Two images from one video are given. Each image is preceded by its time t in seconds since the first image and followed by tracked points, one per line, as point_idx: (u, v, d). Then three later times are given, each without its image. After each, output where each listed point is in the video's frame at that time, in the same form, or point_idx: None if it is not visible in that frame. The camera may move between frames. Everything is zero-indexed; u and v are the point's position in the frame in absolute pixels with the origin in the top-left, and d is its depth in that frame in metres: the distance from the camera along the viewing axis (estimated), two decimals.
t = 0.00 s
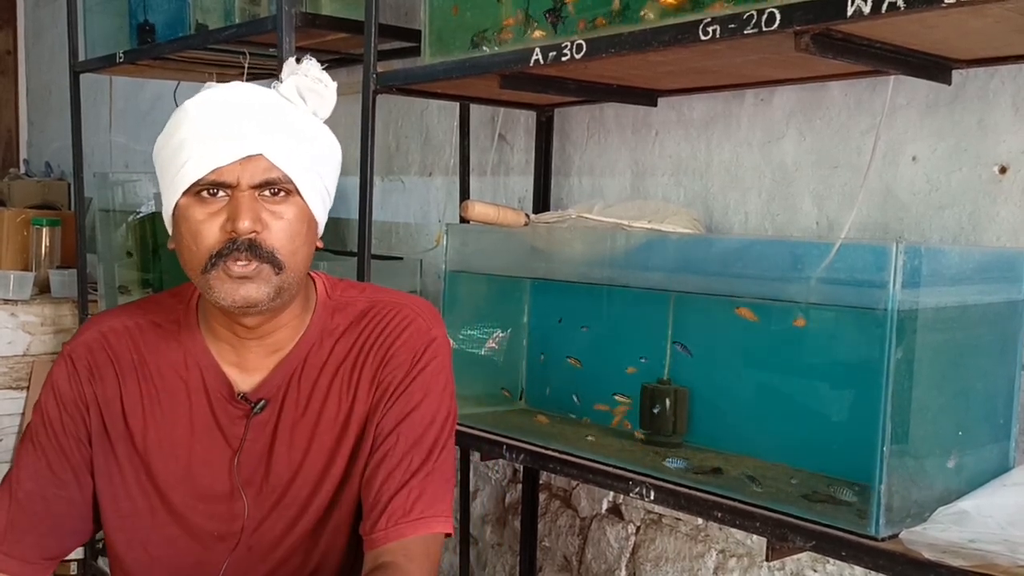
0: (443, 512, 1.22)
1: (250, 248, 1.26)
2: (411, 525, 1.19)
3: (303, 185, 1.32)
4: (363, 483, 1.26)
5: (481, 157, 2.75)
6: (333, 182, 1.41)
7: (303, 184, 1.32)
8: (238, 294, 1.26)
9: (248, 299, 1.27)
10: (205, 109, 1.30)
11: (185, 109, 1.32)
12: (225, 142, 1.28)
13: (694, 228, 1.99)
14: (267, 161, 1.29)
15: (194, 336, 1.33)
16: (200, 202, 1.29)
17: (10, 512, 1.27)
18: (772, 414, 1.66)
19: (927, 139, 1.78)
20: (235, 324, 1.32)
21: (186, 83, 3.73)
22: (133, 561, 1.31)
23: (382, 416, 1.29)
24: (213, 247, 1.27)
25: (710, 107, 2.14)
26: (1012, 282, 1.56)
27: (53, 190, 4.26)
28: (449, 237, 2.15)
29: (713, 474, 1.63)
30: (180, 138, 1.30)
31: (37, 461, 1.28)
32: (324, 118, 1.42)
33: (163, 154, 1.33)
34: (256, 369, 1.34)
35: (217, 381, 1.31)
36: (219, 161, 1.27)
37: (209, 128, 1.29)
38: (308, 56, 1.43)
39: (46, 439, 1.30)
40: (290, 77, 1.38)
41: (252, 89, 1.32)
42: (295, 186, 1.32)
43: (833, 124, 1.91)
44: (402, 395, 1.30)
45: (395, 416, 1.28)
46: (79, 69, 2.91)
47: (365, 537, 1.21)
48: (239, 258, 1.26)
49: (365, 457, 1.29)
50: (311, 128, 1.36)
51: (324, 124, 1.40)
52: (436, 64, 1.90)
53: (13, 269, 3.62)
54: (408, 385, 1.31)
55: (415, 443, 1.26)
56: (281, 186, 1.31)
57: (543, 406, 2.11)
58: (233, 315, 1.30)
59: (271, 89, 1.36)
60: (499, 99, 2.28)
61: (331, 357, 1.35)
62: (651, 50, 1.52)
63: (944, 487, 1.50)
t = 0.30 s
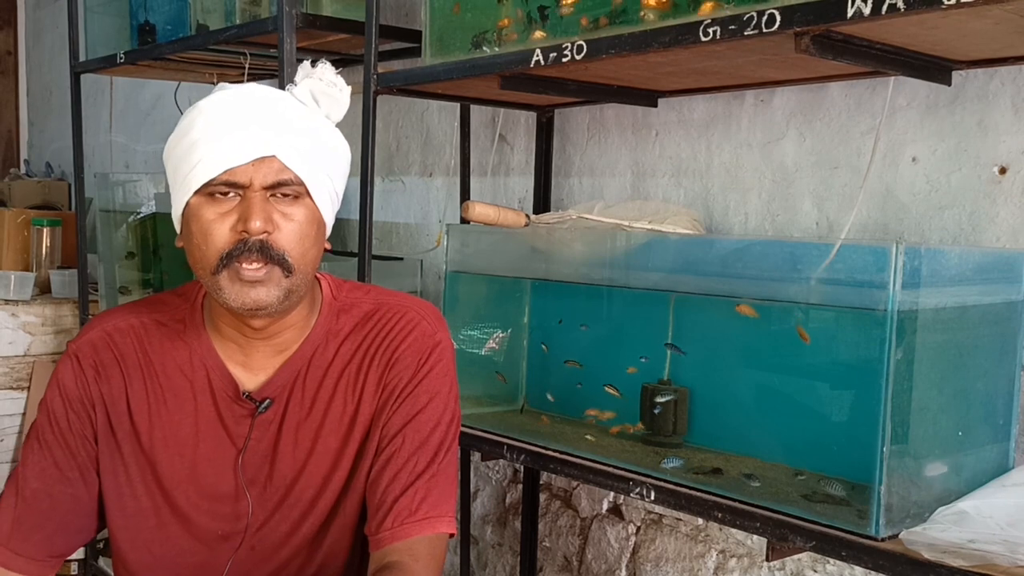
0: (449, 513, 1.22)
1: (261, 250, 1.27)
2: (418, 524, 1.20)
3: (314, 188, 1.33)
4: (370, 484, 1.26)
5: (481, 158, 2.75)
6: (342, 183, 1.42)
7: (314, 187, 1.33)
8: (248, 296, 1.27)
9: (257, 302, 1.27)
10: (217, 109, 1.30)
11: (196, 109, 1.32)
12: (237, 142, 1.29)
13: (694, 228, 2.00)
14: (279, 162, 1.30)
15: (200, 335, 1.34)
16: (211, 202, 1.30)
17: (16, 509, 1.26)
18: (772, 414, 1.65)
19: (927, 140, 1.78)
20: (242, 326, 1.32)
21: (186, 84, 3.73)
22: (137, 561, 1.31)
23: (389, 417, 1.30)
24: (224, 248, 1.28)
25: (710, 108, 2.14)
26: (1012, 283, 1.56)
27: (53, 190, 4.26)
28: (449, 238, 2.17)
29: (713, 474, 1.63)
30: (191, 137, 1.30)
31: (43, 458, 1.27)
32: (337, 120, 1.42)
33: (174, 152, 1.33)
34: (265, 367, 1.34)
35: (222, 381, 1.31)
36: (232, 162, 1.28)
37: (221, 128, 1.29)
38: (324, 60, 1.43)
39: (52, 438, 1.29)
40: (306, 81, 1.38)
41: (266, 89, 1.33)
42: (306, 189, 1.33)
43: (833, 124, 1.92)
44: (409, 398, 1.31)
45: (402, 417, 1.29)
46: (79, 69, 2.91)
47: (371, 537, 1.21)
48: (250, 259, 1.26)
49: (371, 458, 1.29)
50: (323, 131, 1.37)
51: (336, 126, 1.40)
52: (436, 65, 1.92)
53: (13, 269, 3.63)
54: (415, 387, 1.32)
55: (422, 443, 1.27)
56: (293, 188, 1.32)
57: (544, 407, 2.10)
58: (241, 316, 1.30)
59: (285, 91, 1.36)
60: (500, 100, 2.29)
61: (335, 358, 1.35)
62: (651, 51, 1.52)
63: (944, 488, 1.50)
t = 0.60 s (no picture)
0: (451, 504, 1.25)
1: (260, 226, 1.27)
2: (425, 514, 1.22)
3: (312, 174, 1.35)
4: (371, 475, 1.28)
5: (481, 158, 2.75)
6: (337, 173, 1.43)
7: (312, 173, 1.35)
8: (246, 278, 1.27)
9: (254, 284, 1.27)
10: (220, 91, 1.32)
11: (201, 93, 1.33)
12: (240, 122, 1.30)
13: (693, 228, 2.00)
14: (278, 144, 1.32)
15: (197, 327, 1.34)
16: (211, 182, 1.31)
17: (20, 502, 1.27)
18: (772, 415, 1.65)
19: (926, 140, 1.78)
20: (239, 311, 1.33)
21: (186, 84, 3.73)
22: (138, 553, 1.31)
23: (388, 412, 1.30)
24: (223, 226, 1.29)
25: (710, 108, 2.14)
26: (1009, 283, 1.57)
27: (53, 190, 4.26)
28: (449, 237, 2.17)
29: (711, 474, 1.64)
30: (194, 120, 1.32)
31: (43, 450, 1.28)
32: (333, 111, 1.45)
33: (178, 134, 1.34)
34: (256, 357, 1.35)
35: (218, 369, 1.32)
36: (234, 142, 1.29)
37: (224, 110, 1.30)
38: (324, 52, 1.45)
39: (53, 431, 1.30)
40: (305, 71, 1.40)
41: (269, 76, 1.34)
42: (304, 172, 1.34)
43: (833, 124, 1.92)
44: (408, 393, 1.31)
45: (402, 412, 1.30)
46: (79, 70, 2.92)
47: (377, 527, 1.23)
48: (248, 237, 1.27)
49: (371, 453, 1.30)
50: (321, 118, 1.39)
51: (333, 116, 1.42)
52: (436, 66, 1.91)
53: (13, 269, 3.63)
54: (414, 383, 1.32)
55: (422, 437, 1.28)
56: (291, 171, 1.34)
57: (544, 407, 2.10)
58: (238, 299, 1.31)
59: (287, 78, 1.38)
60: (500, 100, 2.29)
61: (330, 353, 1.35)
62: (649, 51, 1.52)
63: (942, 487, 1.50)
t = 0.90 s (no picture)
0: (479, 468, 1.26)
1: (247, 233, 1.28)
2: (469, 474, 1.22)
3: (301, 180, 1.35)
4: (398, 452, 1.29)
5: (480, 158, 2.76)
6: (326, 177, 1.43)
7: (301, 178, 1.35)
8: (232, 275, 1.28)
9: (241, 281, 1.28)
10: (210, 98, 1.32)
11: (191, 98, 1.34)
12: (230, 130, 1.30)
13: (691, 228, 2.00)
14: (267, 151, 1.32)
15: (190, 325, 1.35)
16: (201, 186, 1.32)
17: (17, 501, 1.28)
18: (772, 413, 1.66)
19: (925, 140, 1.79)
20: (229, 304, 1.34)
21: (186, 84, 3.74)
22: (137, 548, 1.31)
23: (400, 396, 1.33)
24: (212, 231, 1.30)
25: (709, 108, 2.14)
26: (1007, 283, 1.57)
27: (53, 190, 4.26)
28: (449, 237, 2.17)
29: (710, 473, 1.64)
30: (184, 125, 1.33)
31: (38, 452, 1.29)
32: (323, 115, 1.46)
33: (168, 139, 1.35)
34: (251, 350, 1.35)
35: (212, 362, 1.32)
36: (223, 149, 1.30)
37: (214, 117, 1.31)
38: (312, 57, 1.46)
39: (48, 431, 1.31)
40: (295, 78, 1.42)
41: (260, 83, 1.35)
42: (292, 177, 1.35)
43: (831, 124, 1.92)
44: (416, 372, 1.34)
45: (414, 393, 1.32)
46: (79, 70, 2.92)
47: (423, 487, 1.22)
48: (237, 242, 1.27)
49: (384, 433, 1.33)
50: (310, 124, 1.39)
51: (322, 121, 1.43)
52: (436, 66, 1.91)
53: (13, 269, 3.64)
54: (417, 364, 1.34)
55: (439, 411, 1.30)
56: (279, 176, 1.34)
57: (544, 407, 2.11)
58: (227, 297, 1.32)
59: (276, 85, 1.39)
60: (499, 100, 2.29)
61: (328, 344, 1.36)
62: (648, 51, 1.53)
63: (940, 487, 1.50)
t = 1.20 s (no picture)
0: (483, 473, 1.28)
1: (243, 219, 1.27)
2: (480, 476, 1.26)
3: (295, 170, 1.35)
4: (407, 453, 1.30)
5: (480, 158, 2.76)
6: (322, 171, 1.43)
7: (295, 169, 1.35)
8: (227, 264, 1.27)
9: (236, 270, 1.28)
10: (207, 89, 1.33)
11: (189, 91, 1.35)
12: (224, 119, 1.31)
13: (691, 228, 2.00)
14: (262, 141, 1.33)
15: (189, 322, 1.35)
16: (198, 177, 1.32)
17: (17, 499, 1.29)
18: (772, 415, 1.66)
19: (924, 141, 1.79)
20: (227, 298, 1.34)
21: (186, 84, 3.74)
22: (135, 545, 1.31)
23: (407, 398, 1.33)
24: (207, 218, 1.29)
25: (708, 109, 2.14)
26: (1006, 283, 1.57)
27: (53, 190, 4.27)
28: (449, 237, 2.16)
29: (709, 474, 1.64)
30: (180, 117, 1.33)
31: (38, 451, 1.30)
32: (317, 110, 1.46)
33: (165, 132, 1.36)
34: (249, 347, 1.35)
35: (211, 359, 1.32)
36: (217, 138, 1.30)
37: (209, 107, 1.32)
38: (306, 53, 1.47)
39: (50, 432, 1.32)
40: (289, 71, 1.42)
41: (256, 75, 1.36)
42: (286, 167, 1.34)
43: (831, 124, 1.92)
44: (420, 374, 1.34)
45: (422, 397, 1.33)
46: (79, 70, 2.92)
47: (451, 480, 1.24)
48: (231, 228, 1.27)
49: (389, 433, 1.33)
50: (304, 116, 1.39)
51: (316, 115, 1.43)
52: (435, 66, 1.92)
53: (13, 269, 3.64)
54: (423, 367, 1.35)
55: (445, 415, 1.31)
56: (273, 166, 1.34)
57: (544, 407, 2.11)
58: (225, 288, 1.31)
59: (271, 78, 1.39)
60: (499, 100, 2.29)
61: (329, 342, 1.36)
62: (647, 52, 1.53)
63: (939, 487, 1.51)
